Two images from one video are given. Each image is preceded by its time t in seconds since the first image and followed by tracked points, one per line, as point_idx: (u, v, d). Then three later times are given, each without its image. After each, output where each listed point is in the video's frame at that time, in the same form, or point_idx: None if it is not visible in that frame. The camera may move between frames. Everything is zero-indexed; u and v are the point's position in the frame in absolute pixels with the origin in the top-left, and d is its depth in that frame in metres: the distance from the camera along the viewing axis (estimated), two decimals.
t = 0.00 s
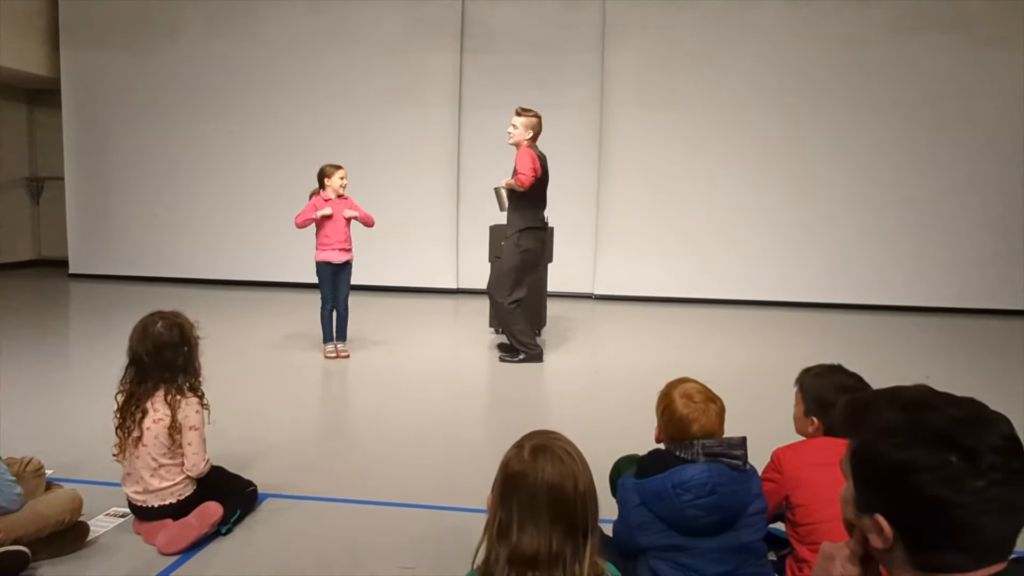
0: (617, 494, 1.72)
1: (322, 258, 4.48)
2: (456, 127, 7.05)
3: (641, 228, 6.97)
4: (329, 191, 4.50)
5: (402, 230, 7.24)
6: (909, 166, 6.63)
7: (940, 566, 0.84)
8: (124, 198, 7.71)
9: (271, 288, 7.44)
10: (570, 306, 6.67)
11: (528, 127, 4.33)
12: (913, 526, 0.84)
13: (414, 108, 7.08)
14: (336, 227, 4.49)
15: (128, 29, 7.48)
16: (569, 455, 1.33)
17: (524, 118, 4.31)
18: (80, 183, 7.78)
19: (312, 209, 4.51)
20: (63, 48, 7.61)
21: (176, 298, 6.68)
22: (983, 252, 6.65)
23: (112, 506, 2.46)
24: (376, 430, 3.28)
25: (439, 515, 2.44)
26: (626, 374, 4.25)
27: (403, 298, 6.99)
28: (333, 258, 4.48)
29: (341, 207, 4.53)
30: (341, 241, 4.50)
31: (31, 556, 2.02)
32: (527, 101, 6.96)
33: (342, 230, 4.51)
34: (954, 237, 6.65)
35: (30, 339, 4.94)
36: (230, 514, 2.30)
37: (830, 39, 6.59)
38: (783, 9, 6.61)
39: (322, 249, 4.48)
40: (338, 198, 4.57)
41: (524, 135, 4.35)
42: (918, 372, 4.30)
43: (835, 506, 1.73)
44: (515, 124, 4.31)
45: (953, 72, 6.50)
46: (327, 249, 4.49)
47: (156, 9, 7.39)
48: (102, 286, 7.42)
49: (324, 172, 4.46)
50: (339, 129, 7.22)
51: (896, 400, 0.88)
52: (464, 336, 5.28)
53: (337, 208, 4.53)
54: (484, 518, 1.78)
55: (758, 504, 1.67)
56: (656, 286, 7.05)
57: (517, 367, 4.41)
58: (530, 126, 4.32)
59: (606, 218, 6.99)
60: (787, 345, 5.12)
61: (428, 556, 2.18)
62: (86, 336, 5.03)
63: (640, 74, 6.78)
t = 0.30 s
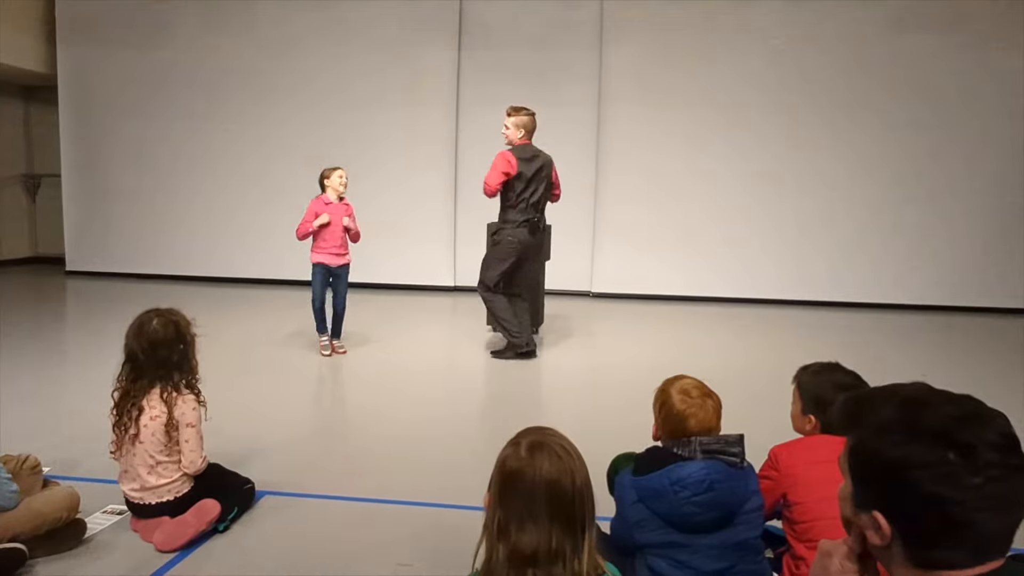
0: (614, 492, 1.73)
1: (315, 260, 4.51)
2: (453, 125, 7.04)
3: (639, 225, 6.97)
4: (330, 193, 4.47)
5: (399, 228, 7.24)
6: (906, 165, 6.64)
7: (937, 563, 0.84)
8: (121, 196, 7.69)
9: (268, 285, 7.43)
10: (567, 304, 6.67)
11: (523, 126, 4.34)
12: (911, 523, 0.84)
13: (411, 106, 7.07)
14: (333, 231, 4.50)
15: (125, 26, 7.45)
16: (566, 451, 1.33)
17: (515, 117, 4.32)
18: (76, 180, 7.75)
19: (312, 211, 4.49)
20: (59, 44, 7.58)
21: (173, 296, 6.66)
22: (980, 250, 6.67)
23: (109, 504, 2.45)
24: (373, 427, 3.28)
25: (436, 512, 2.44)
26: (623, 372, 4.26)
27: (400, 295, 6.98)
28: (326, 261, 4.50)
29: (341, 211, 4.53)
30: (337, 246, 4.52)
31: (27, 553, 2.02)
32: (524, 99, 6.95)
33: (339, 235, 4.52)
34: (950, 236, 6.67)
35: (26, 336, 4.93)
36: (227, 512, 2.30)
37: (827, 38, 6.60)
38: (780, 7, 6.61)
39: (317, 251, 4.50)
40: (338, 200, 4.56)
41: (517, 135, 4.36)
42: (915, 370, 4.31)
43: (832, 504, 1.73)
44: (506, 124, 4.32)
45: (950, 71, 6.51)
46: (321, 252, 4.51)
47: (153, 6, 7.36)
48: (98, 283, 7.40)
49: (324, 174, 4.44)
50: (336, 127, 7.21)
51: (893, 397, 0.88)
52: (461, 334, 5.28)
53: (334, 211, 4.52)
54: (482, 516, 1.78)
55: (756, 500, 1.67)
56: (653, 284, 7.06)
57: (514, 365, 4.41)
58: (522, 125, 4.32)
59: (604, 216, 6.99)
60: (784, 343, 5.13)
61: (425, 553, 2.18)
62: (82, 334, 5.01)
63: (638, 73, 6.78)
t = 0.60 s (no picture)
0: (613, 491, 1.72)
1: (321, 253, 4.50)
2: (452, 124, 7.04)
3: (638, 224, 6.97)
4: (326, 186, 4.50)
5: (398, 227, 7.24)
6: (904, 163, 6.65)
7: (935, 562, 0.84)
8: (119, 194, 7.69)
9: (267, 284, 7.43)
10: (565, 302, 6.67)
11: (515, 124, 4.36)
12: (909, 523, 0.84)
13: (411, 105, 7.07)
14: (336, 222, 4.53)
15: (123, 25, 7.44)
16: (565, 450, 1.33)
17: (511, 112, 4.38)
18: (74, 178, 7.75)
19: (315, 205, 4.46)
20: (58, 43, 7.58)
21: (171, 294, 6.65)
22: (978, 249, 6.67)
23: (108, 502, 2.45)
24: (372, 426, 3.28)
25: (436, 511, 2.45)
26: (622, 370, 4.27)
27: (399, 294, 6.98)
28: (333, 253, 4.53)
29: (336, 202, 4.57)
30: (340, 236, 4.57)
31: (26, 552, 2.02)
32: (524, 97, 6.95)
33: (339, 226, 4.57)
34: (948, 234, 6.68)
35: (24, 334, 4.93)
36: (226, 510, 2.30)
37: (826, 36, 6.60)
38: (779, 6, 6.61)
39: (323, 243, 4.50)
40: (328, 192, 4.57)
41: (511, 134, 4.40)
42: (913, 368, 4.32)
43: (830, 503, 1.73)
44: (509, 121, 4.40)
45: (948, 70, 6.51)
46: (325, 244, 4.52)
47: (151, 4, 7.35)
48: (97, 282, 7.40)
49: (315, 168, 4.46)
50: (335, 126, 7.21)
51: (891, 396, 0.88)
52: (460, 333, 5.28)
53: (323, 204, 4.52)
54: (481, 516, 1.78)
55: (754, 498, 1.68)
56: (652, 283, 7.06)
57: (513, 363, 4.41)
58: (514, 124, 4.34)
59: (603, 215, 6.99)
60: (783, 341, 5.14)
61: (424, 552, 2.18)
62: (81, 332, 5.01)
63: (637, 71, 6.78)
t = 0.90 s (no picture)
0: (612, 491, 1.72)
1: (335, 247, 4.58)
2: (452, 123, 7.04)
3: (638, 224, 6.97)
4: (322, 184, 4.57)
5: (397, 226, 7.23)
6: (904, 163, 6.65)
7: (935, 561, 0.84)
8: (119, 194, 7.68)
9: (267, 283, 7.43)
10: (565, 302, 6.67)
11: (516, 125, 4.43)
12: (908, 521, 0.84)
13: (411, 104, 7.07)
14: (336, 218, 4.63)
15: (123, 25, 7.44)
16: (567, 448, 1.33)
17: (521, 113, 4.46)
18: (74, 178, 7.75)
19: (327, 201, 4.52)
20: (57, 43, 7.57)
21: (171, 294, 6.65)
22: (978, 248, 6.68)
23: (107, 502, 2.45)
24: (372, 426, 3.28)
25: (437, 510, 2.45)
26: (622, 370, 4.27)
27: (399, 294, 6.98)
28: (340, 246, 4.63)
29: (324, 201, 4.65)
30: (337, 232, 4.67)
31: (26, 552, 2.02)
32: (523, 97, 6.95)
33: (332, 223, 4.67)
34: (948, 234, 6.68)
35: (24, 334, 4.93)
36: (225, 510, 2.29)
37: (826, 36, 6.60)
38: (778, 6, 6.61)
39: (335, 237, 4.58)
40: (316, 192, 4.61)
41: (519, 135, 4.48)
42: (914, 367, 4.33)
43: (830, 502, 1.73)
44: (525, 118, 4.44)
45: (948, 70, 6.51)
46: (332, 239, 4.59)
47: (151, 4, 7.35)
48: (97, 281, 7.40)
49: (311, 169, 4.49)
50: (335, 125, 7.20)
51: (891, 395, 0.88)
52: (460, 332, 5.28)
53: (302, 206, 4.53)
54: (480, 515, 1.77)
55: (754, 497, 1.68)
56: (652, 283, 7.06)
57: (513, 363, 4.41)
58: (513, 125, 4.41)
59: (603, 214, 6.99)
60: (783, 341, 5.15)
61: (425, 551, 2.18)
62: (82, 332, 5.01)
63: (637, 71, 6.78)
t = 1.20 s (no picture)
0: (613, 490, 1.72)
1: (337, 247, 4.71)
2: (452, 123, 7.03)
3: (638, 223, 6.97)
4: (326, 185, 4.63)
5: (397, 225, 7.23)
6: (903, 162, 6.65)
7: (937, 560, 0.84)
8: (119, 193, 7.68)
9: (266, 282, 7.43)
10: (565, 301, 6.67)
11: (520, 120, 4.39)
12: (910, 520, 0.84)
13: (411, 104, 7.07)
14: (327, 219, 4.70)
15: (123, 24, 7.43)
16: (570, 445, 1.33)
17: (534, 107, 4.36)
18: (75, 177, 7.75)
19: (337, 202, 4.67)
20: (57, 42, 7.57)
21: (170, 293, 6.65)
22: (978, 248, 6.68)
23: (107, 501, 2.45)
24: (372, 425, 3.29)
25: (437, 509, 2.45)
26: (621, 369, 4.27)
27: (399, 293, 6.98)
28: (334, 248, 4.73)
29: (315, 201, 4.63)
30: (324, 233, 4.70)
31: (26, 551, 2.02)
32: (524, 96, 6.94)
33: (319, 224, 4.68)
34: (948, 233, 6.68)
35: (25, 333, 4.93)
36: (226, 509, 2.30)
37: (826, 35, 6.59)
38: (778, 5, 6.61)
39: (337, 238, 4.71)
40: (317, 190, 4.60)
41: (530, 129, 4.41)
42: (913, 366, 4.34)
43: (830, 500, 1.73)
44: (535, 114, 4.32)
45: (948, 69, 6.51)
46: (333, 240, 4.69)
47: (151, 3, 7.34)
48: (96, 280, 7.40)
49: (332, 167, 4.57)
50: (335, 124, 7.20)
51: (892, 394, 0.88)
52: (460, 331, 5.28)
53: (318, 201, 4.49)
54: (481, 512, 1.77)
55: (755, 497, 1.68)
56: (651, 282, 7.06)
57: (513, 362, 4.41)
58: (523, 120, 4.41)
59: (603, 213, 6.99)
60: (783, 339, 5.15)
61: (425, 550, 2.18)
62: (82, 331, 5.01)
63: (637, 70, 6.77)
